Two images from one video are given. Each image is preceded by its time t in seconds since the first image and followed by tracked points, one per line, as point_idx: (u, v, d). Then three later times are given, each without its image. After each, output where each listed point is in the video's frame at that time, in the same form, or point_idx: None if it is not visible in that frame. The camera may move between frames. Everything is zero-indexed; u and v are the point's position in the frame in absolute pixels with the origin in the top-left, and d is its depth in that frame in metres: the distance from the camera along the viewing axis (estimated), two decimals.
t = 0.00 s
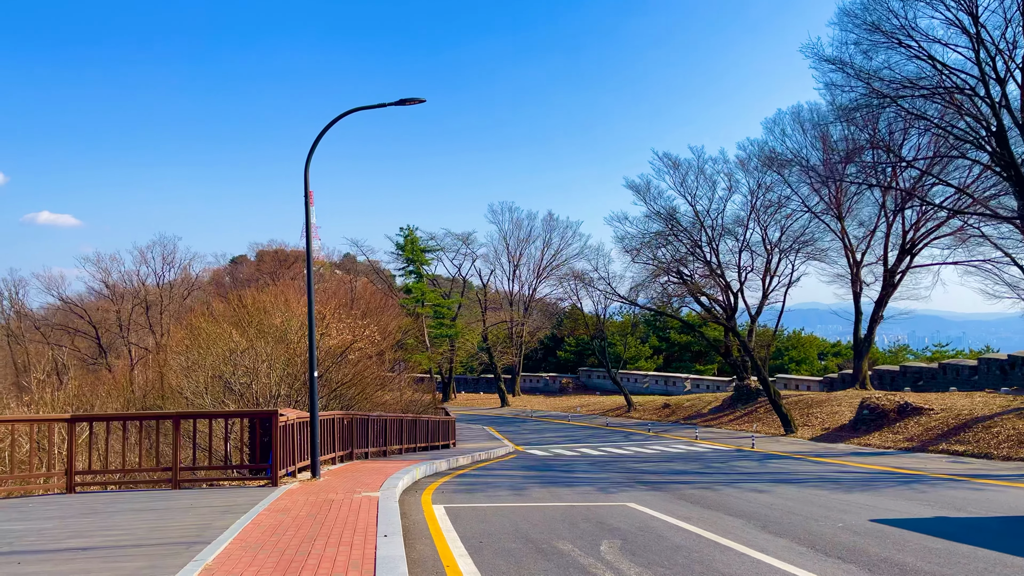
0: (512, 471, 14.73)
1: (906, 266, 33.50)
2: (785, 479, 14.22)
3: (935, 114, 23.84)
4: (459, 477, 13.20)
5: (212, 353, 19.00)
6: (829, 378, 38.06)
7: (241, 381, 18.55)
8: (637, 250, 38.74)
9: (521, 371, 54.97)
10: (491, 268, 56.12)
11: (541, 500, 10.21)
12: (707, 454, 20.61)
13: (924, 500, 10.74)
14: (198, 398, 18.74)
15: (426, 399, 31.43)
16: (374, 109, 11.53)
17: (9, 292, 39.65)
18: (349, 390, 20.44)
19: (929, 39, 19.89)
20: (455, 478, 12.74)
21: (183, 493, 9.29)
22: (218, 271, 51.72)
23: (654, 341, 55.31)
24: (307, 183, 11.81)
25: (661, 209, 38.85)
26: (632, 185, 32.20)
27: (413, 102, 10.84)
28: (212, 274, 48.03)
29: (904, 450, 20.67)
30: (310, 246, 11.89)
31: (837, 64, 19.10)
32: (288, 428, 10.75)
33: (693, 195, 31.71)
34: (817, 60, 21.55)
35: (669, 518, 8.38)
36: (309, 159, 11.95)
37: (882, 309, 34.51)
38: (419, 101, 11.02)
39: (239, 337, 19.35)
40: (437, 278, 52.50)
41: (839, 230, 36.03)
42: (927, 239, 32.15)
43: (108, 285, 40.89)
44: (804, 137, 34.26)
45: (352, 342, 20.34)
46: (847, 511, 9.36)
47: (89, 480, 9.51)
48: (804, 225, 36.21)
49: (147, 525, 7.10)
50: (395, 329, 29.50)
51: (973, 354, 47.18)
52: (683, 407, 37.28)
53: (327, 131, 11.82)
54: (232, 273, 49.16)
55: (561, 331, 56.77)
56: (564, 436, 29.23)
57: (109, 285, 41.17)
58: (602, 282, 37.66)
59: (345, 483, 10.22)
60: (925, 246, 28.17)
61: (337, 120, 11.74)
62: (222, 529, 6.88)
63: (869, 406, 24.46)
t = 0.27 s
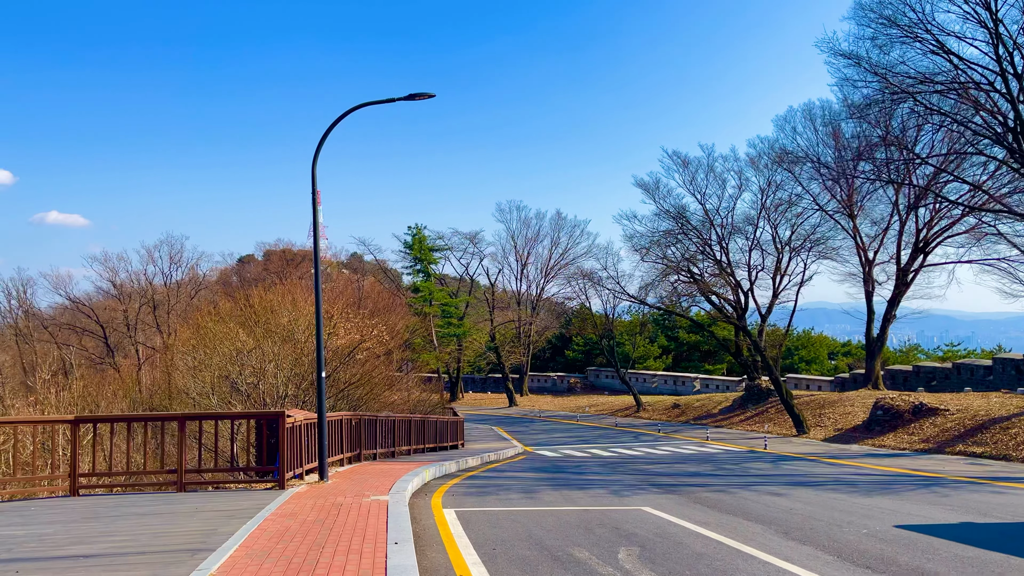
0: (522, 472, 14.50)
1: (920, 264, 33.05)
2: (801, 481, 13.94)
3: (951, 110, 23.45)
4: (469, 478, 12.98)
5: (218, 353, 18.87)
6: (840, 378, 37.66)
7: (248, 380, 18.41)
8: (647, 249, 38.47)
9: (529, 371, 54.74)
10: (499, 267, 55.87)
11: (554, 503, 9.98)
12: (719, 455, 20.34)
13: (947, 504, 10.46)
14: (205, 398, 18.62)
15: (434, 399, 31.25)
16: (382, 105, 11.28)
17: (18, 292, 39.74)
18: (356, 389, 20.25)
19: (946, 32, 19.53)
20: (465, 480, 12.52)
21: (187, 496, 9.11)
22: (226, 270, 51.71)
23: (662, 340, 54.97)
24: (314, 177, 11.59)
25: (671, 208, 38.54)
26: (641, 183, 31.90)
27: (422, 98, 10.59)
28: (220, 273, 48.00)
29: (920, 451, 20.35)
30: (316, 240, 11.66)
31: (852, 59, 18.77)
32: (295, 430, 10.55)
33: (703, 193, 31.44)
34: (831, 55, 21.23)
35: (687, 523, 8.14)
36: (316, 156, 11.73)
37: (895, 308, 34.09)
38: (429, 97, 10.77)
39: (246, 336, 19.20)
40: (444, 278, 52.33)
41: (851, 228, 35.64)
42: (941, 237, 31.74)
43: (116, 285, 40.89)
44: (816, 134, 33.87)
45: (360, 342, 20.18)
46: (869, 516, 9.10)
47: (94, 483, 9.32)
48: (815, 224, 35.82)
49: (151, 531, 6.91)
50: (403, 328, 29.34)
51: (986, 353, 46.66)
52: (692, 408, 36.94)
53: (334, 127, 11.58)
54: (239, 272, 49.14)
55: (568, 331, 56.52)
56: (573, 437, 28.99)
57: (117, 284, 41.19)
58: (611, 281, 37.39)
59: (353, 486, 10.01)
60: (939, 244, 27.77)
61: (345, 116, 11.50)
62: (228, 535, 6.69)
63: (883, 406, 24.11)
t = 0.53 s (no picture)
0: (530, 472, 14.29)
1: (932, 262, 32.67)
2: (815, 482, 13.68)
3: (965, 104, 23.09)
4: (477, 478, 12.78)
5: (224, 351, 18.75)
6: (851, 377, 37.29)
7: (254, 378, 18.25)
8: (655, 247, 38.20)
9: (536, 370, 54.51)
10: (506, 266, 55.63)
11: (565, 505, 9.77)
12: (729, 455, 20.08)
13: (968, 506, 10.19)
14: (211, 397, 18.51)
15: (441, 398, 31.07)
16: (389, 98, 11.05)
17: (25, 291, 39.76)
18: (363, 388, 20.08)
19: (962, 25, 19.19)
20: (473, 481, 12.30)
21: (191, 496, 8.94)
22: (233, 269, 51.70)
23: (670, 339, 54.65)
24: (320, 171, 11.34)
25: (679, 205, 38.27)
26: (650, 180, 31.61)
27: (430, 91, 10.36)
28: (227, 272, 47.97)
29: (934, 451, 20.03)
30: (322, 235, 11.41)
31: (866, 52, 18.45)
32: (301, 429, 10.38)
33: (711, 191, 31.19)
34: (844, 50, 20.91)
35: (703, 525, 7.92)
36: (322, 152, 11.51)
37: (907, 307, 33.71)
38: (436, 90, 10.54)
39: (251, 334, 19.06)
40: (451, 277, 52.15)
41: (861, 226, 35.27)
42: (953, 235, 31.36)
43: (123, 284, 40.89)
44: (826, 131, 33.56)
45: (367, 340, 20.01)
46: (890, 519, 8.84)
47: (96, 483, 9.15)
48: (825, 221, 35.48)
49: (152, 534, 6.73)
50: (410, 327, 29.19)
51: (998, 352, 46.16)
52: (701, 407, 36.63)
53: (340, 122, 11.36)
54: (246, 271, 49.10)
55: (576, 330, 56.29)
56: (581, 436, 28.77)
57: (124, 283, 41.18)
58: (619, 280, 37.13)
59: (360, 486, 9.82)
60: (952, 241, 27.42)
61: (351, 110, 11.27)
62: (231, 537, 6.52)
63: (896, 406, 23.78)
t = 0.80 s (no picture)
0: (539, 473, 14.04)
1: (943, 261, 32.27)
2: (830, 483, 13.39)
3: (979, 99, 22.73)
4: (485, 479, 12.56)
5: (229, 350, 18.59)
6: (860, 376, 36.93)
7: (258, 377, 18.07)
8: (662, 246, 37.90)
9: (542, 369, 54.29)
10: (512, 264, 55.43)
11: (576, 507, 9.54)
12: (739, 456, 19.80)
13: (991, 509, 9.90)
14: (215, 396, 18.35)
15: (447, 398, 30.86)
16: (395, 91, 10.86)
17: (32, 290, 39.77)
18: (369, 387, 19.89)
19: (977, 18, 18.86)
20: (481, 482, 12.06)
21: (193, 498, 8.73)
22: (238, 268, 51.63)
23: (677, 338, 54.35)
24: (325, 166, 11.08)
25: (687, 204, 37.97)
26: (657, 178, 31.27)
27: (437, 83, 10.15)
28: (232, 271, 47.88)
29: (948, 452, 19.70)
30: (327, 231, 11.13)
31: (879, 46, 18.16)
32: (306, 429, 10.18)
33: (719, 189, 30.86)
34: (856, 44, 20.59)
35: (720, 529, 7.67)
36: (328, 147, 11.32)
37: (918, 306, 33.33)
38: (443, 82, 10.34)
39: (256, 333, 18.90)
40: (457, 275, 51.95)
41: (871, 224, 34.89)
42: (964, 233, 30.97)
43: (128, 283, 40.85)
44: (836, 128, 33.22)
45: (372, 338, 19.80)
46: (912, 523, 8.57)
47: (97, 484, 8.95)
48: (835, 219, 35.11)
49: (152, 537, 6.51)
50: (416, 326, 29.00)
51: (1008, 351, 45.71)
52: (709, 407, 36.33)
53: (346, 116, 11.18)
54: (251, 270, 49.01)
55: (582, 329, 56.04)
56: (588, 436, 28.54)
57: (129, 282, 41.13)
58: (626, 278, 36.85)
59: (367, 488, 9.60)
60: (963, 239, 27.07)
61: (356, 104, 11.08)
62: (234, 541, 6.31)
63: (908, 406, 23.45)
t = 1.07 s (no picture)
0: (547, 475, 13.81)
1: (953, 260, 31.97)
2: (844, 486, 13.13)
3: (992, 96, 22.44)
4: (493, 481, 12.34)
5: (233, 350, 18.40)
6: (869, 376, 36.62)
7: (262, 377, 17.91)
8: (669, 245, 37.65)
9: (547, 369, 54.07)
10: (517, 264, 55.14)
11: (588, 511, 9.30)
12: (749, 457, 19.54)
13: (1012, 513, 9.65)
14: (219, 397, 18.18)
15: (452, 399, 30.68)
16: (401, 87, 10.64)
17: (36, 290, 39.73)
18: (374, 387, 19.68)
19: (992, 13, 18.56)
20: (489, 484, 11.88)
21: (195, 501, 8.52)
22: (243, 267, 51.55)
23: (683, 338, 54.06)
24: (330, 162, 10.85)
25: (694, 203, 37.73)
26: (664, 176, 31.10)
27: (444, 77, 9.92)
28: (237, 271, 47.77)
29: (961, 453, 19.42)
30: (332, 229, 10.90)
31: (892, 41, 17.88)
32: (311, 430, 9.98)
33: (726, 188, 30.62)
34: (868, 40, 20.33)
35: (738, 535, 7.43)
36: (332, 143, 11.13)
37: (927, 305, 33.01)
38: (451, 77, 10.12)
39: (260, 333, 18.72)
40: (461, 275, 51.76)
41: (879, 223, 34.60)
42: (975, 232, 30.65)
43: (132, 282, 40.78)
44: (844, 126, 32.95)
45: (378, 338, 19.59)
46: (934, 528, 8.33)
47: (98, 487, 8.74)
48: (843, 218, 34.83)
49: (153, 544, 6.32)
50: (420, 326, 28.81)
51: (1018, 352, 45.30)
52: (716, 407, 36.05)
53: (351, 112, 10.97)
54: (256, 269, 48.91)
55: (587, 329, 55.82)
56: (595, 437, 28.33)
57: (133, 282, 41.07)
58: (633, 278, 36.61)
59: (373, 490, 9.40)
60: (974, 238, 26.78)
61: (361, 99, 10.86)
62: (237, 547, 6.11)
63: (919, 406, 23.16)
